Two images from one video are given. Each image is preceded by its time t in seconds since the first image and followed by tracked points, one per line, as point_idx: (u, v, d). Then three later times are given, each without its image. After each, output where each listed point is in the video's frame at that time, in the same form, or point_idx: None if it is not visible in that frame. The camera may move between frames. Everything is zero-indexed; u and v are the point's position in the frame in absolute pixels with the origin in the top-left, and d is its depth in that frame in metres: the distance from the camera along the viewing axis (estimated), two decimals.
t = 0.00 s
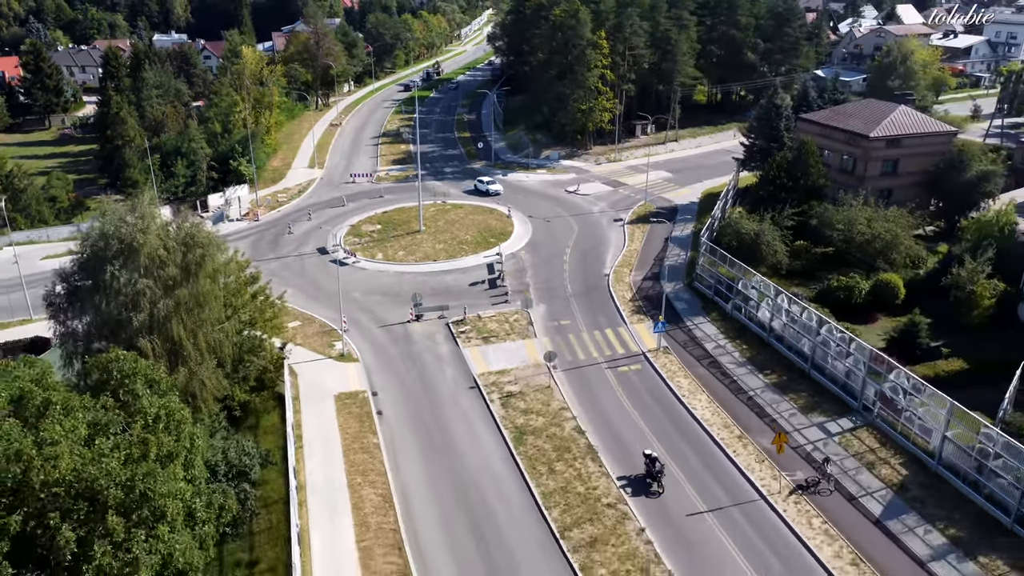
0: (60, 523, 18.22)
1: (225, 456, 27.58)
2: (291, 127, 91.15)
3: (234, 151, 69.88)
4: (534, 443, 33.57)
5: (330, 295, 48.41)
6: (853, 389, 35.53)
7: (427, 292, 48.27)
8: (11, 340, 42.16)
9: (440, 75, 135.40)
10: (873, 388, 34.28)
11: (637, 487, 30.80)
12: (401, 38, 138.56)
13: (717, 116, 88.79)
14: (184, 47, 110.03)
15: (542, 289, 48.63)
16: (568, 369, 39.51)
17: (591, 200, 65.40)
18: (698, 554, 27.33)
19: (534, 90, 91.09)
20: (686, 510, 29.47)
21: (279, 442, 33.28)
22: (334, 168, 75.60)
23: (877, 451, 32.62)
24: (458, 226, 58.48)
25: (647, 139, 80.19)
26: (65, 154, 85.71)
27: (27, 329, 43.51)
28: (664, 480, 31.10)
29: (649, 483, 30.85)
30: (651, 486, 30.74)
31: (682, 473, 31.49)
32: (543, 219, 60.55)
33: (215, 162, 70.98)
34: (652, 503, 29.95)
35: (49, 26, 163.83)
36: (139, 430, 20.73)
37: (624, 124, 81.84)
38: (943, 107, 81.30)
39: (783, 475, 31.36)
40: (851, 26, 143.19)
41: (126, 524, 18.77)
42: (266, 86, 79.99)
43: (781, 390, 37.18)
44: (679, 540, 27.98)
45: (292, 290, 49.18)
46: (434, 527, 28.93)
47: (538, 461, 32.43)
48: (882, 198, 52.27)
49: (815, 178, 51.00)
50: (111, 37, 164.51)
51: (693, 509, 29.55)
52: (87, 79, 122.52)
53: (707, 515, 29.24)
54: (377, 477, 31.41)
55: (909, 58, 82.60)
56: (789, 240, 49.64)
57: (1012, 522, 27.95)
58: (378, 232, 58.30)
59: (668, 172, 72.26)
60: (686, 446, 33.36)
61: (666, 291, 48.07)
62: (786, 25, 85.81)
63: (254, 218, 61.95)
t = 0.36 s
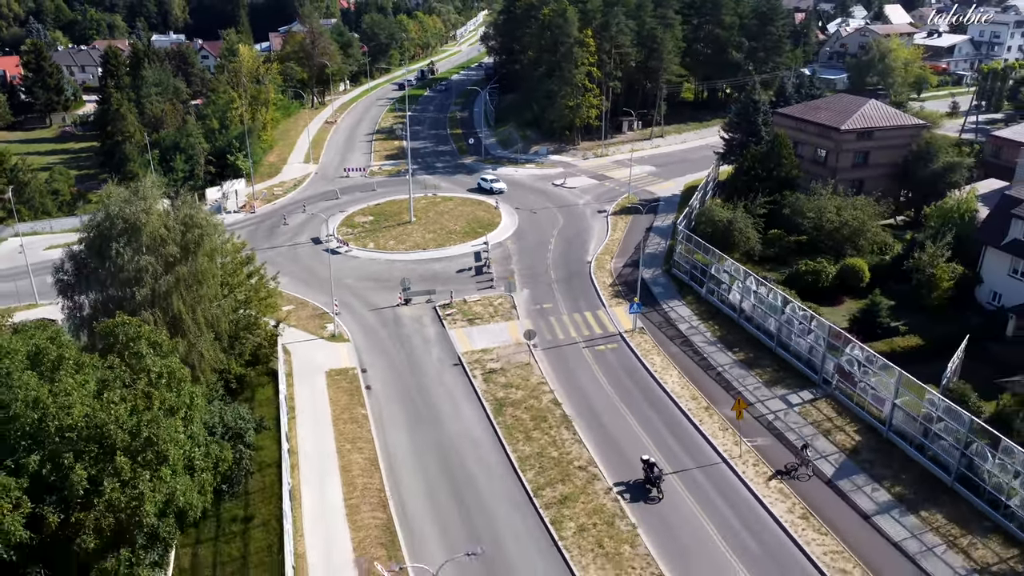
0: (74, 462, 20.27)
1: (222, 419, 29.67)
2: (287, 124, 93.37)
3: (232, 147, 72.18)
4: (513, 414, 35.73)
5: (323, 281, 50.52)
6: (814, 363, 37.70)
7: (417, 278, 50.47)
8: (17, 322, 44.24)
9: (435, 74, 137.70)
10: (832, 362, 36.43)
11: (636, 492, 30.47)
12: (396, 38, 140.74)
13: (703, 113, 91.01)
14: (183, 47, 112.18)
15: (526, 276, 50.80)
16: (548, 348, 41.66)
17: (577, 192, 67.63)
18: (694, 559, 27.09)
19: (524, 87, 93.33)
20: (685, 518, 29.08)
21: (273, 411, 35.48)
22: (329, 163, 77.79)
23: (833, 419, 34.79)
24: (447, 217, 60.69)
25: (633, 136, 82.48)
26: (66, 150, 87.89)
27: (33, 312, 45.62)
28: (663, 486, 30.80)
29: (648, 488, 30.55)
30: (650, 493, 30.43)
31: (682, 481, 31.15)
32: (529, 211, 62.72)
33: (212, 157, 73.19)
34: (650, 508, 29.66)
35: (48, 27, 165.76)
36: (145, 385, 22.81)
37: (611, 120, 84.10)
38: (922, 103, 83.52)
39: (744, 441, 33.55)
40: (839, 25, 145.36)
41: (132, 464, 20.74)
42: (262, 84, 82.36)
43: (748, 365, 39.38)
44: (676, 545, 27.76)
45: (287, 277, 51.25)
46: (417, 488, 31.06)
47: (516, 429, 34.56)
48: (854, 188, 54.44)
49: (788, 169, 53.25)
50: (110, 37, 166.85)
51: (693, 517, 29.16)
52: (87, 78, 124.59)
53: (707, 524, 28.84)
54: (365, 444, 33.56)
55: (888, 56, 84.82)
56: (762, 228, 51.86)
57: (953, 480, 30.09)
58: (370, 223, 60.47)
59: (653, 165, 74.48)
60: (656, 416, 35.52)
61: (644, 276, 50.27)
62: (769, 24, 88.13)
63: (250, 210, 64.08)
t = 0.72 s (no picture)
0: (87, 413, 22.39)
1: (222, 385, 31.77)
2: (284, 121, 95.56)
3: (230, 142, 74.36)
4: (495, 387, 37.91)
5: (318, 269, 52.65)
6: (781, 341, 39.86)
7: (407, 265, 52.61)
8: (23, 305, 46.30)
9: (431, 74, 139.90)
10: (796, 339, 38.62)
11: (635, 499, 29.99)
12: (392, 38, 142.86)
13: (691, 110, 93.21)
14: (182, 47, 114.23)
15: (512, 263, 52.96)
16: (530, 329, 43.80)
17: (564, 186, 69.80)
18: (690, 562, 26.85)
19: (516, 85, 95.55)
20: (684, 524, 28.67)
21: (270, 385, 37.65)
22: (325, 159, 79.98)
23: (796, 391, 36.95)
24: (438, 209, 62.89)
25: (621, 132, 84.71)
26: (68, 146, 89.99)
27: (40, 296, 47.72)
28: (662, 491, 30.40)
29: (648, 495, 30.05)
30: (649, 498, 30.02)
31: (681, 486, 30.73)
32: (518, 203, 64.88)
33: (211, 152, 75.31)
34: (648, 515, 29.22)
35: (49, 28, 167.74)
36: (151, 347, 24.99)
37: (600, 117, 86.33)
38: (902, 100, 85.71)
39: (711, 411, 35.78)
40: (829, 25, 147.54)
41: (140, 416, 22.98)
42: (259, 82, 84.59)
43: (719, 344, 41.57)
44: (671, 549, 27.47)
45: (283, 265, 53.36)
46: (404, 453, 33.13)
47: (498, 401, 36.70)
48: (829, 180, 56.59)
49: (764, 161, 55.42)
50: (110, 38, 169.05)
51: (693, 523, 28.74)
52: (87, 78, 126.62)
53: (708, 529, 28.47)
54: (355, 414, 35.72)
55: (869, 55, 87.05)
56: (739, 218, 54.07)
57: (902, 444, 32.25)
58: (364, 214, 62.62)
59: (640, 160, 76.68)
60: (630, 390, 37.68)
61: (626, 263, 52.42)
62: (754, 23, 90.37)
63: (248, 203, 66.22)
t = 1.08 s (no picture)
0: (99, 370, 24.56)
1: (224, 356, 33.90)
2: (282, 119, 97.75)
3: (230, 137, 76.61)
4: (480, 362, 40.12)
5: (313, 257, 54.82)
6: (751, 320, 42.08)
7: (400, 254, 54.79)
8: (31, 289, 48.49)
9: (427, 73, 142.11)
10: (765, 318, 40.83)
11: (634, 504, 29.60)
12: (388, 38, 145.05)
13: (679, 107, 95.46)
14: (182, 47, 116.50)
15: (500, 251, 55.13)
16: (516, 311, 46.00)
17: (553, 179, 72.00)
18: (688, 565, 26.68)
19: (508, 83, 97.81)
20: (684, 530, 28.33)
21: (268, 361, 39.86)
22: (322, 154, 82.21)
23: (764, 366, 39.14)
24: (430, 201, 65.10)
25: (610, 128, 86.97)
26: (71, 143, 92.14)
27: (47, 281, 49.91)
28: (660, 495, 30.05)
29: (647, 500, 29.67)
30: (647, 503, 29.67)
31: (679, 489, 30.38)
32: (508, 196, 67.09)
33: (211, 147, 77.53)
34: (645, 520, 28.86)
35: (50, 28, 169.81)
36: (156, 314, 27.14)
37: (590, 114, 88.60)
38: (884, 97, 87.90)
39: (682, 384, 38.02)
40: (819, 25, 149.78)
41: (147, 373, 25.13)
42: (257, 80, 86.84)
43: (694, 324, 43.79)
44: (669, 553, 27.27)
45: (281, 253, 55.53)
46: (393, 422, 35.24)
47: (482, 375, 38.89)
48: (805, 172, 58.83)
49: (743, 153, 57.69)
50: (110, 38, 171.33)
51: (692, 529, 28.40)
52: (88, 77, 128.76)
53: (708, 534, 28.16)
54: (348, 387, 37.94)
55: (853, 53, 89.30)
56: (719, 209, 56.30)
57: (859, 412, 34.44)
58: (358, 206, 64.83)
59: (627, 155, 78.90)
60: (607, 365, 39.88)
61: (609, 251, 54.60)
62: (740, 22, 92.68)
63: (247, 196, 68.40)
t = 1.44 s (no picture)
0: (110, 336, 26.75)
1: (224, 332, 36.13)
2: (280, 116, 100.03)
3: (228, 133, 78.86)
4: (467, 341, 42.38)
5: (309, 246, 57.08)
6: (724, 302, 44.36)
7: (393, 243, 57.05)
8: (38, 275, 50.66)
9: (422, 73, 144.47)
10: (736, 299, 43.07)
11: (630, 510, 29.16)
12: (385, 38, 147.31)
13: (668, 105, 97.78)
14: (181, 46, 118.71)
15: (489, 240, 57.40)
16: (502, 295, 48.26)
17: (543, 174, 74.27)
18: (685, 565, 26.44)
19: (500, 81, 100.08)
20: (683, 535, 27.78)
21: (265, 340, 42.13)
22: (318, 150, 84.46)
23: (735, 344, 41.38)
24: (422, 194, 67.39)
25: (600, 125, 89.31)
26: (73, 139, 94.30)
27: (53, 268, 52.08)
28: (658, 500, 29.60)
29: (643, 505, 29.19)
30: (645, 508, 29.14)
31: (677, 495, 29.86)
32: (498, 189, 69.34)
33: (211, 143, 79.76)
34: (644, 526, 28.34)
35: (51, 28, 171.95)
36: (162, 286, 29.28)
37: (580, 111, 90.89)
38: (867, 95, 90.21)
39: (657, 360, 40.29)
40: (809, 25, 152.16)
41: (154, 338, 27.34)
42: (256, 79, 89.21)
43: (670, 306, 46.10)
44: (666, 554, 26.97)
45: (278, 242, 57.79)
46: (383, 395, 37.42)
47: (468, 353, 41.11)
48: (783, 164, 61.15)
49: (723, 147, 60.06)
50: (110, 39, 173.45)
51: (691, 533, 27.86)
52: (89, 76, 130.93)
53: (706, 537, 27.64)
54: (341, 363, 40.18)
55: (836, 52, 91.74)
56: (699, 200, 58.60)
57: (819, 385, 36.73)
58: (353, 198, 67.09)
59: (616, 150, 81.20)
60: (587, 344, 42.10)
61: (593, 240, 56.86)
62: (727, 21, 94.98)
63: (245, 189, 70.65)
